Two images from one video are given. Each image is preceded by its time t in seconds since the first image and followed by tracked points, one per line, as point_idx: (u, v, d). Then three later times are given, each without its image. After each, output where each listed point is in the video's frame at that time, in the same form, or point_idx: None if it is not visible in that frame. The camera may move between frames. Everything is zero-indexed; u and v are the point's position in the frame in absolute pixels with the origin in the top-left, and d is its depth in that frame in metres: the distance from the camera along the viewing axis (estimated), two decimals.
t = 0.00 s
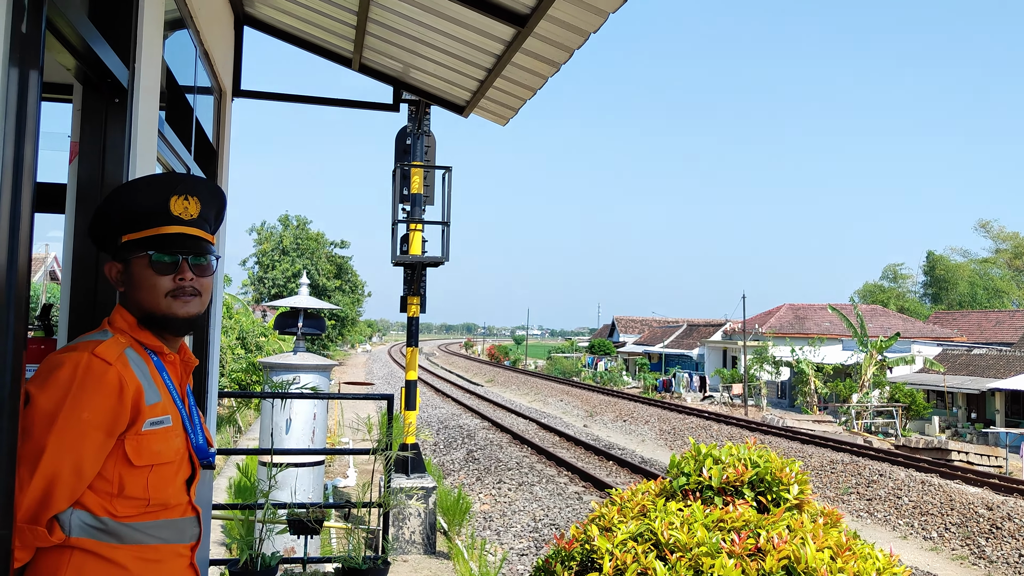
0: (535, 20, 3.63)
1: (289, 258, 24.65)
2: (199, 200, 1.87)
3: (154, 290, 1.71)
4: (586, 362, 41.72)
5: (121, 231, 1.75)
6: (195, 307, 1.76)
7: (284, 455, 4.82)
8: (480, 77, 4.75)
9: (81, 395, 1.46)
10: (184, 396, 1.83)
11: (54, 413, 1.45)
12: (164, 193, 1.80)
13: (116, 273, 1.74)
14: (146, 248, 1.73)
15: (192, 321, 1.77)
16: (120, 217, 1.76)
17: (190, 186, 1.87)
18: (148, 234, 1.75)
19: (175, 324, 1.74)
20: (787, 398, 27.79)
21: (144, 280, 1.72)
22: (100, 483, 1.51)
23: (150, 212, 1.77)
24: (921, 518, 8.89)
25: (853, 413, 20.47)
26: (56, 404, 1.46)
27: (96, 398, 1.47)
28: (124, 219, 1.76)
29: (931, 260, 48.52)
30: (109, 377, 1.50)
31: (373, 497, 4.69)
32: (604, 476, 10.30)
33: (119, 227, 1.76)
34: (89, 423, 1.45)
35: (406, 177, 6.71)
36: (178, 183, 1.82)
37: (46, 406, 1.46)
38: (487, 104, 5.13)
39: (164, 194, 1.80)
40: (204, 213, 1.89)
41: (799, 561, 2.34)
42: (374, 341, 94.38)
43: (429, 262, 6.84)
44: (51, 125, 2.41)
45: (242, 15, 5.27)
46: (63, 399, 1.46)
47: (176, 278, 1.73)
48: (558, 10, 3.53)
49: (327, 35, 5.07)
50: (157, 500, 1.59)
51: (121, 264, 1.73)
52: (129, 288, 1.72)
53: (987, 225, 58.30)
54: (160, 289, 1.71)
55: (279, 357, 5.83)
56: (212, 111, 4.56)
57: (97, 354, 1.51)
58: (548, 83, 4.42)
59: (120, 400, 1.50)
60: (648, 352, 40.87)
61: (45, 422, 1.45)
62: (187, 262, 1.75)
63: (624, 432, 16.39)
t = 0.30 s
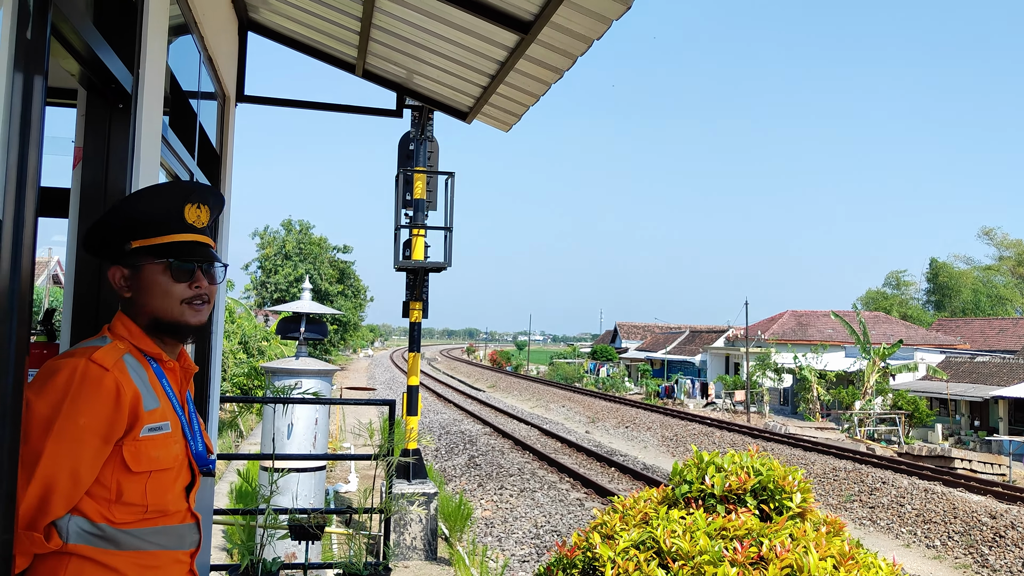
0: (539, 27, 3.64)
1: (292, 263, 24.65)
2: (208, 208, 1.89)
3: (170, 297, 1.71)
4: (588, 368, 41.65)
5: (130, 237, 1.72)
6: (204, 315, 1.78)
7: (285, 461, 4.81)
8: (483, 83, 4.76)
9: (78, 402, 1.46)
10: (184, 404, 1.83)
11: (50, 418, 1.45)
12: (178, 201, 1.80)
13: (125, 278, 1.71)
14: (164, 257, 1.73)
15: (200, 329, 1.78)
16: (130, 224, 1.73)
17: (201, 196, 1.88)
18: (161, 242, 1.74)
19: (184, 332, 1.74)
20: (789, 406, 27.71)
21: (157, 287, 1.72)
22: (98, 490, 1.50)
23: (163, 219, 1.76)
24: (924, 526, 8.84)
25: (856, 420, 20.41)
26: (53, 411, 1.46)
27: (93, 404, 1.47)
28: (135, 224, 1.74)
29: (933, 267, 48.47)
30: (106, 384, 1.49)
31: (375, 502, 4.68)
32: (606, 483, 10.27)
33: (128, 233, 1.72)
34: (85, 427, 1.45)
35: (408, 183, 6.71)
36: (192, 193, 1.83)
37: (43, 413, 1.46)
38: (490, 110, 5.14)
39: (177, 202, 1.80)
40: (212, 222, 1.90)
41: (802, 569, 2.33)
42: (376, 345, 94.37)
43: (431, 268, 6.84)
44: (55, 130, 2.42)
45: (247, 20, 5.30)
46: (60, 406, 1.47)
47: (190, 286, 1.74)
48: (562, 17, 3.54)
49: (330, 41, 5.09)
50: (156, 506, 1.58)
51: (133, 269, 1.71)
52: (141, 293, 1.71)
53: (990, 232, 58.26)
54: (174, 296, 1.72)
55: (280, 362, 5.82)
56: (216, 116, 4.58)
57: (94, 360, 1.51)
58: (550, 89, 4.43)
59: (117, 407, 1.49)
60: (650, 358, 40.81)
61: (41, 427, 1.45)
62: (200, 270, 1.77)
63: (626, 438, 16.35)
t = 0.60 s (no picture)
0: (538, 35, 3.65)
1: (292, 269, 24.66)
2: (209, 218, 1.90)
3: (210, 301, 1.73)
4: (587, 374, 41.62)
5: (170, 241, 1.68)
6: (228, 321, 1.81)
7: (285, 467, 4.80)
8: (483, 90, 4.77)
9: (81, 410, 1.45)
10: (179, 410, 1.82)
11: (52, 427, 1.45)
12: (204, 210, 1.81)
13: (166, 283, 1.67)
14: (204, 262, 1.73)
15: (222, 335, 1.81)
16: (167, 228, 1.69)
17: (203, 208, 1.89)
18: (200, 247, 1.73)
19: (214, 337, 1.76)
20: (789, 412, 27.67)
21: (199, 293, 1.71)
22: (99, 497, 1.49)
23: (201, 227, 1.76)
24: (924, 534, 8.83)
25: (856, 427, 20.39)
26: (56, 419, 1.46)
27: (96, 412, 1.46)
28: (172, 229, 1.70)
29: (933, 274, 48.50)
30: (109, 392, 1.49)
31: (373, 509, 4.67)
32: (606, 489, 10.24)
33: (167, 238, 1.68)
34: (87, 435, 1.45)
35: (409, 190, 6.72)
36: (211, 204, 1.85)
37: (47, 420, 1.46)
38: (489, 117, 5.15)
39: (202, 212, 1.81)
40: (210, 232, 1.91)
41: None
42: (376, 352, 94.36)
43: (431, 274, 6.85)
44: (55, 135, 2.43)
45: (248, 27, 5.32)
46: (63, 414, 1.46)
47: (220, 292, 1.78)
48: (561, 25, 3.55)
49: (330, 47, 5.11)
50: (155, 514, 1.57)
51: (178, 274, 1.68)
52: (182, 299, 1.68)
53: (991, 239, 58.32)
54: (214, 302, 1.74)
55: (280, 368, 5.82)
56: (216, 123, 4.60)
57: (98, 367, 1.50)
58: (550, 97, 4.44)
59: (120, 414, 1.49)
60: (650, 365, 40.80)
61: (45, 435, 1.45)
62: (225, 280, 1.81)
63: (626, 445, 16.33)
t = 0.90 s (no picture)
0: (535, 42, 3.67)
1: (291, 274, 24.67)
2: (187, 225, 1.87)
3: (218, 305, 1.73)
4: (587, 380, 41.59)
5: (190, 248, 1.68)
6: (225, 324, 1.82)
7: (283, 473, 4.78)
8: (481, 97, 4.78)
9: (97, 419, 1.42)
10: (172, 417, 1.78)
11: (69, 436, 1.40)
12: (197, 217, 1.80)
13: (189, 288, 1.66)
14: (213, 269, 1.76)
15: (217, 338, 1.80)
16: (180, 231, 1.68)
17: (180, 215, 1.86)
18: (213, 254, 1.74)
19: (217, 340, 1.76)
20: (789, 418, 27.63)
21: (209, 297, 1.71)
22: (110, 505, 1.47)
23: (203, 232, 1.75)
24: (924, 540, 8.81)
25: (856, 432, 20.39)
26: (73, 427, 1.41)
27: (113, 420, 1.44)
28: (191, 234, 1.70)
29: (932, 280, 48.56)
30: (126, 401, 1.46)
31: (371, 515, 4.66)
32: (605, 496, 10.23)
33: (187, 243, 1.68)
34: (104, 444, 1.42)
35: (408, 196, 6.73)
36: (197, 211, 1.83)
37: (64, 429, 1.40)
38: (488, 123, 5.16)
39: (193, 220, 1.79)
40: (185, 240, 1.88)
41: None
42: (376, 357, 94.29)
43: (430, 279, 6.85)
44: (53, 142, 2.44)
45: (247, 34, 5.35)
46: (81, 422, 1.41)
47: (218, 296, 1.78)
48: (558, 33, 3.57)
49: (329, 54, 5.13)
50: (162, 520, 1.55)
51: (198, 279, 1.68)
52: (201, 304, 1.68)
53: (989, 245, 58.41)
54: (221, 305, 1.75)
55: (279, 374, 5.81)
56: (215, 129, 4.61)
57: (113, 376, 1.48)
58: (548, 104, 4.46)
59: (135, 423, 1.47)
60: (649, 370, 40.78)
61: (61, 446, 1.39)
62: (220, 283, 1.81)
63: (625, 451, 16.31)
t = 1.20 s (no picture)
0: (534, 50, 3.68)
1: (291, 280, 24.67)
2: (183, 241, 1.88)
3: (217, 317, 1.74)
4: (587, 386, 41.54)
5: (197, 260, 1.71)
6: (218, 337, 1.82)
7: (282, 480, 4.78)
8: (481, 104, 4.80)
9: (121, 428, 1.41)
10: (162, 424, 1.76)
11: (94, 447, 1.38)
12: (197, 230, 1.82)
13: (192, 299, 1.67)
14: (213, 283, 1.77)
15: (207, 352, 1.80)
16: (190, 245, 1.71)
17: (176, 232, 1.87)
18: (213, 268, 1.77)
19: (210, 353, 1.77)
20: (789, 423, 27.59)
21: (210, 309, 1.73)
22: (129, 514, 1.47)
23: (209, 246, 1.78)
24: (924, 546, 8.79)
25: (855, 438, 20.38)
26: (96, 439, 1.38)
27: (137, 430, 1.43)
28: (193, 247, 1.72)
29: (932, 285, 48.59)
30: (145, 410, 1.46)
31: (371, 522, 4.66)
32: (605, 502, 10.21)
33: (194, 256, 1.69)
34: (127, 454, 1.41)
35: (408, 202, 6.74)
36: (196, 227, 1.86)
37: (87, 440, 1.38)
38: (487, 130, 5.17)
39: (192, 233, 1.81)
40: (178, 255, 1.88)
41: None
42: (375, 363, 94.34)
43: (430, 285, 6.86)
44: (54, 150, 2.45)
45: (247, 42, 5.37)
46: (103, 432, 1.39)
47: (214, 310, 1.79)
48: (557, 41, 3.59)
49: (327, 61, 5.15)
50: (177, 523, 1.55)
51: (201, 290, 1.70)
52: (202, 314, 1.68)
53: (989, 250, 58.48)
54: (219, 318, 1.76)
55: (279, 380, 5.81)
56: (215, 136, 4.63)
57: (131, 387, 1.47)
58: (546, 111, 4.48)
59: (154, 430, 1.47)
60: (649, 376, 40.77)
61: (85, 458, 1.37)
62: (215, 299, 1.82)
63: (625, 457, 16.29)
